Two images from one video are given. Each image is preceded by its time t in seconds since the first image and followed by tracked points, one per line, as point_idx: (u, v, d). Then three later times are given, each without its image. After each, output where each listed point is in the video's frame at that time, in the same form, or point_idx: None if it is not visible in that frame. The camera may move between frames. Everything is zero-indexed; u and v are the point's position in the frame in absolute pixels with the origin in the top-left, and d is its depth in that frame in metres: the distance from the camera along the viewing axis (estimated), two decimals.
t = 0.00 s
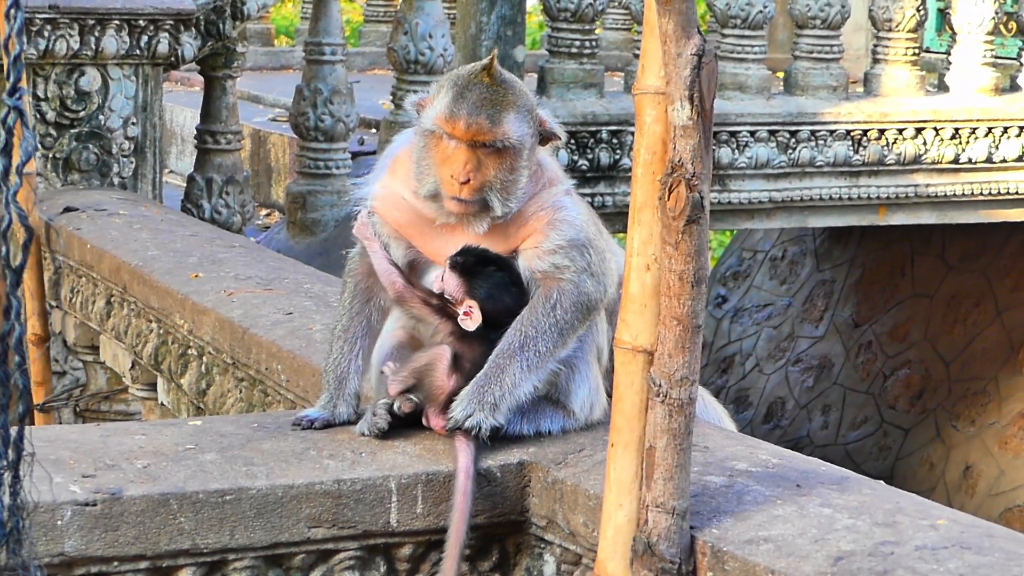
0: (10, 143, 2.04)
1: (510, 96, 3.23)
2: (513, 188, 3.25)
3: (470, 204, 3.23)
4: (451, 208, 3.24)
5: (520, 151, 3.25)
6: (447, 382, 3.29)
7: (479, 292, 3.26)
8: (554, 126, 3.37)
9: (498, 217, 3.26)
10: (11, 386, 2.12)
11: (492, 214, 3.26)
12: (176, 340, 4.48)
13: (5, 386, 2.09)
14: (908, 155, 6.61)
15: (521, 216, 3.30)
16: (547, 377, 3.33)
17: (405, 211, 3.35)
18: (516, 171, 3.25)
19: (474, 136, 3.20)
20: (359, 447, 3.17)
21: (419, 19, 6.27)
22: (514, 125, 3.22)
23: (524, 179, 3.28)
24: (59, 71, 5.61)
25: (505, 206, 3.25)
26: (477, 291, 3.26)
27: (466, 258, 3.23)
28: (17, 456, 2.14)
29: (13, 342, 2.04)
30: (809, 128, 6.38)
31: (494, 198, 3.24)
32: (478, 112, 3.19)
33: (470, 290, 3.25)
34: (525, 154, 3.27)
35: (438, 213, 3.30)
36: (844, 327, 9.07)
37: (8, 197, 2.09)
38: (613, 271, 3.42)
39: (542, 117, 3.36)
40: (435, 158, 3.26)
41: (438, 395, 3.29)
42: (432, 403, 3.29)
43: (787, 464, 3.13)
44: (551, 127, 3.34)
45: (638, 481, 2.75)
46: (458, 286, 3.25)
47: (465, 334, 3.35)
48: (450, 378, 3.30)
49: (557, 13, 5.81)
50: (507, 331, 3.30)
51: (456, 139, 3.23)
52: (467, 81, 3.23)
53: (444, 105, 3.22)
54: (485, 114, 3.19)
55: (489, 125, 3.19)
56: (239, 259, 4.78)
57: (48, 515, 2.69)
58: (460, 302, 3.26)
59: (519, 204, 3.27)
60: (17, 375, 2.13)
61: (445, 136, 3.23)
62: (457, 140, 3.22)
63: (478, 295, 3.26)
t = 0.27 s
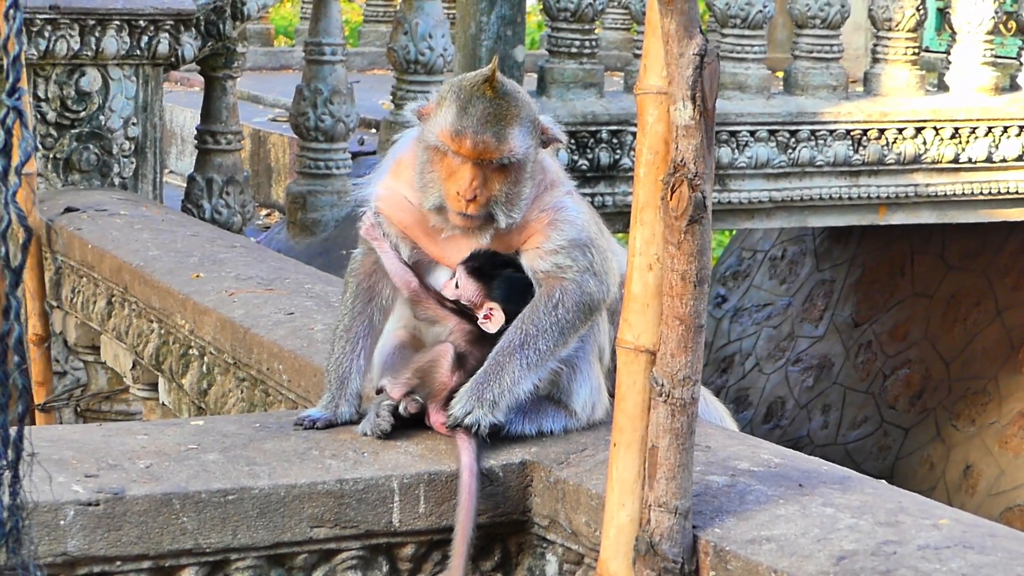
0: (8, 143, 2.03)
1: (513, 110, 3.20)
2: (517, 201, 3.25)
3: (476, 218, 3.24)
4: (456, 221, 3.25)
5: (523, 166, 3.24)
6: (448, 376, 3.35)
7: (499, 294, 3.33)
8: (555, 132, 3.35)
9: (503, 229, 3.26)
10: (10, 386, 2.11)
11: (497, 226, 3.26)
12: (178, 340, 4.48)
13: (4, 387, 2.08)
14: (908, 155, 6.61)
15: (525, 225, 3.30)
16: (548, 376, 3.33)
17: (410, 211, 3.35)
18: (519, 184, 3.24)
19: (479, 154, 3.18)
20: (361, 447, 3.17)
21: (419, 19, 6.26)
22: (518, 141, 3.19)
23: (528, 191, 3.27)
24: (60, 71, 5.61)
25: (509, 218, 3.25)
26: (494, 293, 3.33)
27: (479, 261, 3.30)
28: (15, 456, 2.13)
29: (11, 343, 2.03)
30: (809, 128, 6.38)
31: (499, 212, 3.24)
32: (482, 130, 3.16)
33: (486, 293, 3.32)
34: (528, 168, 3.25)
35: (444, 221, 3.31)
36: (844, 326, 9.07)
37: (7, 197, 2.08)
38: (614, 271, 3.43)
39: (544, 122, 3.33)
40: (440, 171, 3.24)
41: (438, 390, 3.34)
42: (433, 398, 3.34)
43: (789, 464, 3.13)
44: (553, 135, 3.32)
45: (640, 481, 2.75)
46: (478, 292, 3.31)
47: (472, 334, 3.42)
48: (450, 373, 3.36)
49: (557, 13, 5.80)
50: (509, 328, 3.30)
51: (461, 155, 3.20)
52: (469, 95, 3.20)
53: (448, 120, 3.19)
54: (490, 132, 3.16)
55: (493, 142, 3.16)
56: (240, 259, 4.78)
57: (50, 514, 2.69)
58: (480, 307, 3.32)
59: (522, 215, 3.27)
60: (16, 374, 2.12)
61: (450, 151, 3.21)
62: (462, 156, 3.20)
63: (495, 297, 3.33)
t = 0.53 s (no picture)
0: (15, 140, 2.03)
1: (509, 134, 3.17)
2: (519, 218, 3.23)
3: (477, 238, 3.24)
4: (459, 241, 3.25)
5: (523, 187, 3.20)
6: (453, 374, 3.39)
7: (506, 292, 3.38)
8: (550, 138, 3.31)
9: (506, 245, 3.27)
10: (15, 382, 2.11)
11: (500, 242, 3.27)
12: (179, 339, 4.48)
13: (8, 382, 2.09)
14: (911, 157, 6.61)
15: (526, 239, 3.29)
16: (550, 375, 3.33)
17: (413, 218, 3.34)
18: (519, 204, 3.22)
19: (476, 183, 3.15)
20: (363, 446, 3.17)
21: (423, 19, 6.26)
22: (515, 166, 3.16)
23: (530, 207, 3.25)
24: (63, 70, 5.60)
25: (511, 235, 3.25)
26: (501, 290, 3.37)
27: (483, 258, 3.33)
28: (20, 451, 2.14)
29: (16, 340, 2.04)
30: (812, 129, 6.38)
31: (500, 232, 3.23)
32: (477, 161, 3.13)
33: (493, 292, 3.36)
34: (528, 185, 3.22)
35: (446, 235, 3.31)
36: (846, 328, 9.06)
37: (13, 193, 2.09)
38: (618, 272, 3.43)
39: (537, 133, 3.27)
40: (440, 195, 3.22)
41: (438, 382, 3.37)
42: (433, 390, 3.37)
43: (791, 465, 3.13)
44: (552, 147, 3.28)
45: (642, 481, 2.75)
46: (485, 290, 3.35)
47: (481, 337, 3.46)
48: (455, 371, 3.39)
49: (560, 13, 5.82)
50: (514, 327, 3.30)
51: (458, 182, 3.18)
52: (464, 123, 3.16)
53: (444, 149, 3.16)
54: (486, 162, 3.13)
55: (490, 172, 3.13)
56: (242, 258, 4.78)
57: (52, 512, 2.69)
58: (487, 304, 3.36)
59: (526, 229, 3.26)
60: (21, 371, 2.12)
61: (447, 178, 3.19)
62: (459, 185, 3.17)
63: (502, 294, 3.37)
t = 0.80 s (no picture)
0: (23, 136, 2.04)
1: (500, 141, 3.18)
2: (512, 223, 3.23)
3: (468, 243, 3.25)
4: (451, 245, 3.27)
5: (516, 192, 3.20)
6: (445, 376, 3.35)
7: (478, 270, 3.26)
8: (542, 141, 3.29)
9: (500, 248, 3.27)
10: (23, 380, 2.11)
11: (494, 246, 3.27)
12: (179, 338, 4.47)
13: (17, 380, 2.08)
14: (911, 158, 6.61)
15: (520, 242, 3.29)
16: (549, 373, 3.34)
17: (406, 219, 3.34)
18: (512, 208, 3.22)
19: (467, 188, 3.16)
20: (363, 445, 3.17)
21: (423, 19, 6.26)
22: (506, 171, 3.17)
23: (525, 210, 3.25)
24: (63, 68, 5.59)
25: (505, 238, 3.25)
26: (476, 271, 3.26)
27: (457, 245, 3.26)
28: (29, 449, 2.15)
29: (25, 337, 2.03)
30: (812, 130, 6.38)
31: (493, 236, 3.24)
32: (468, 166, 3.14)
33: (468, 274, 3.24)
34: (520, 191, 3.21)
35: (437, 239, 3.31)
36: (846, 329, 9.07)
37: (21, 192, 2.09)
38: (619, 271, 3.43)
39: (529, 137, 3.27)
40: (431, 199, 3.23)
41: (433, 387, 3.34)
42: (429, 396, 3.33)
43: (792, 465, 3.12)
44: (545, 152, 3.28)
45: (642, 481, 2.75)
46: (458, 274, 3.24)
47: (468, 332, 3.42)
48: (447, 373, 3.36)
49: (561, 13, 5.80)
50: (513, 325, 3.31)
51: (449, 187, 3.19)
52: (455, 129, 3.18)
53: (435, 153, 3.17)
54: (476, 168, 3.14)
55: (480, 178, 3.14)
56: (242, 257, 4.78)
57: (52, 511, 2.69)
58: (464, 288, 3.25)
59: (521, 232, 3.26)
60: (29, 369, 2.12)
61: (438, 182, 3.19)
62: (450, 188, 3.17)
63: (477, 275, 3.26)
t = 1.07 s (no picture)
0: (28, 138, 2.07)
1: (490, 131, 3.20)
2: (503, 216, 3.23)
3: (458, 235, 3.25)
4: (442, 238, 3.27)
5: (507, 184, 3.21)
6: (425, 381, 3.31)
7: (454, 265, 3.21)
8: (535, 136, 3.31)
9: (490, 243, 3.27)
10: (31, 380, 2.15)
11: (483, 241, 3.27)
12: (179, 338, 4.47)
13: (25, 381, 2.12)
14: (911, 158, 6.60)
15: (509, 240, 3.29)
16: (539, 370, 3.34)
17: (397, 211, 3.32)
18: (502, 202, 3.22)
19: (457, 178, 3.17)
20: (362, 445, 3.17)
21: (423, 18, 6.27)
22: (496, 162, 3.18)
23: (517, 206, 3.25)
24: (62, 68, 5.59)
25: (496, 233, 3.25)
26: (452, 265, 3.21)
27: (430, 241, 3.20)
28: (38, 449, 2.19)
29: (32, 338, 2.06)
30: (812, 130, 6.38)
31: (484, 230, 3.24)
32: (459, 157, 3.15)
33: (441, 269, 3.19)
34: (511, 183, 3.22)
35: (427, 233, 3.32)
36: (846, 328, 9.01)
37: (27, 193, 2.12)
38: (614, 270, 3.42)
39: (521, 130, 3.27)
40: (421, 190, 3.24)
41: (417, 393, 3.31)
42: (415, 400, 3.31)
43: (791, 465, 3.12)
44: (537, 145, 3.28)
45: (642, 481, 2.75)
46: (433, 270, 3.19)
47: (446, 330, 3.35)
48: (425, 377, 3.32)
49: (560, 13, 5.80)
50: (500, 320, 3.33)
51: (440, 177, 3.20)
52: (446, 119, 3.20)
53: (426, 144, 3.19)
54: (466, 158, 3.16)
55: (470, 167, 3.16)
56: (242, 257, 4.78)
57: (52, 511, 2.69)
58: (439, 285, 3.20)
59: (511, 228, 3.26)
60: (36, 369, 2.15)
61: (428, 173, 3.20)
62: (440, 180, 3.19)
63: (452, 270, 3.20)
